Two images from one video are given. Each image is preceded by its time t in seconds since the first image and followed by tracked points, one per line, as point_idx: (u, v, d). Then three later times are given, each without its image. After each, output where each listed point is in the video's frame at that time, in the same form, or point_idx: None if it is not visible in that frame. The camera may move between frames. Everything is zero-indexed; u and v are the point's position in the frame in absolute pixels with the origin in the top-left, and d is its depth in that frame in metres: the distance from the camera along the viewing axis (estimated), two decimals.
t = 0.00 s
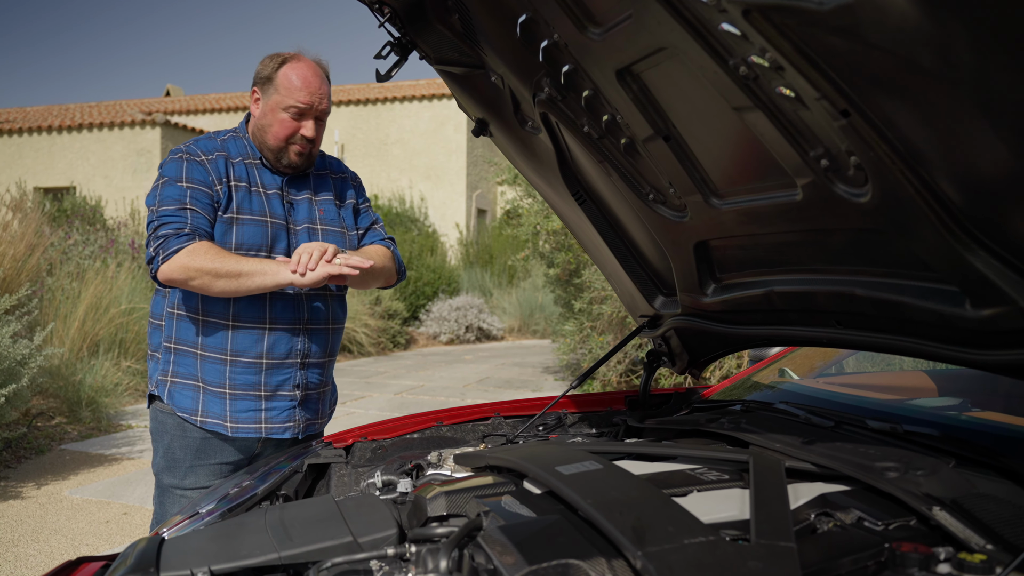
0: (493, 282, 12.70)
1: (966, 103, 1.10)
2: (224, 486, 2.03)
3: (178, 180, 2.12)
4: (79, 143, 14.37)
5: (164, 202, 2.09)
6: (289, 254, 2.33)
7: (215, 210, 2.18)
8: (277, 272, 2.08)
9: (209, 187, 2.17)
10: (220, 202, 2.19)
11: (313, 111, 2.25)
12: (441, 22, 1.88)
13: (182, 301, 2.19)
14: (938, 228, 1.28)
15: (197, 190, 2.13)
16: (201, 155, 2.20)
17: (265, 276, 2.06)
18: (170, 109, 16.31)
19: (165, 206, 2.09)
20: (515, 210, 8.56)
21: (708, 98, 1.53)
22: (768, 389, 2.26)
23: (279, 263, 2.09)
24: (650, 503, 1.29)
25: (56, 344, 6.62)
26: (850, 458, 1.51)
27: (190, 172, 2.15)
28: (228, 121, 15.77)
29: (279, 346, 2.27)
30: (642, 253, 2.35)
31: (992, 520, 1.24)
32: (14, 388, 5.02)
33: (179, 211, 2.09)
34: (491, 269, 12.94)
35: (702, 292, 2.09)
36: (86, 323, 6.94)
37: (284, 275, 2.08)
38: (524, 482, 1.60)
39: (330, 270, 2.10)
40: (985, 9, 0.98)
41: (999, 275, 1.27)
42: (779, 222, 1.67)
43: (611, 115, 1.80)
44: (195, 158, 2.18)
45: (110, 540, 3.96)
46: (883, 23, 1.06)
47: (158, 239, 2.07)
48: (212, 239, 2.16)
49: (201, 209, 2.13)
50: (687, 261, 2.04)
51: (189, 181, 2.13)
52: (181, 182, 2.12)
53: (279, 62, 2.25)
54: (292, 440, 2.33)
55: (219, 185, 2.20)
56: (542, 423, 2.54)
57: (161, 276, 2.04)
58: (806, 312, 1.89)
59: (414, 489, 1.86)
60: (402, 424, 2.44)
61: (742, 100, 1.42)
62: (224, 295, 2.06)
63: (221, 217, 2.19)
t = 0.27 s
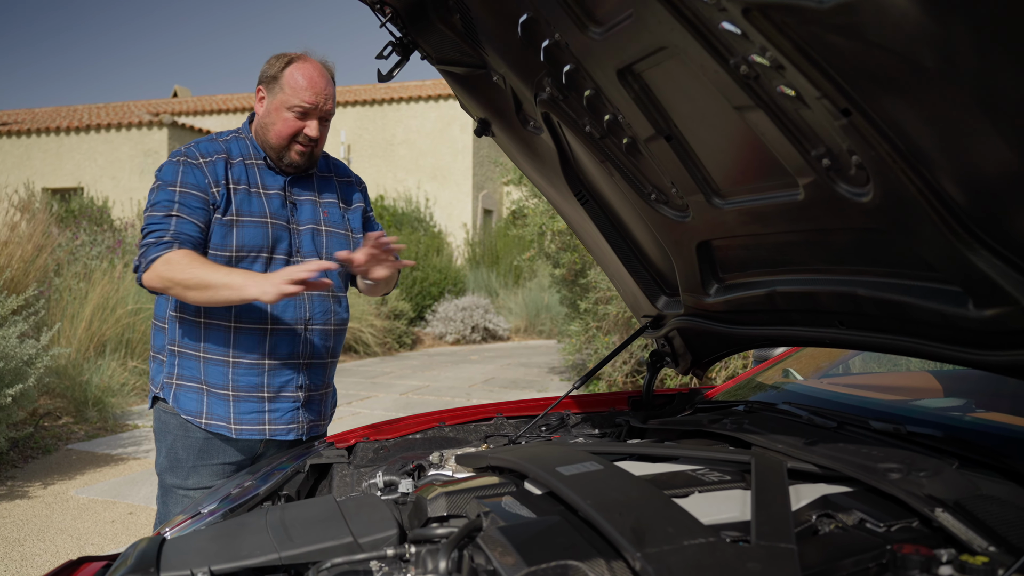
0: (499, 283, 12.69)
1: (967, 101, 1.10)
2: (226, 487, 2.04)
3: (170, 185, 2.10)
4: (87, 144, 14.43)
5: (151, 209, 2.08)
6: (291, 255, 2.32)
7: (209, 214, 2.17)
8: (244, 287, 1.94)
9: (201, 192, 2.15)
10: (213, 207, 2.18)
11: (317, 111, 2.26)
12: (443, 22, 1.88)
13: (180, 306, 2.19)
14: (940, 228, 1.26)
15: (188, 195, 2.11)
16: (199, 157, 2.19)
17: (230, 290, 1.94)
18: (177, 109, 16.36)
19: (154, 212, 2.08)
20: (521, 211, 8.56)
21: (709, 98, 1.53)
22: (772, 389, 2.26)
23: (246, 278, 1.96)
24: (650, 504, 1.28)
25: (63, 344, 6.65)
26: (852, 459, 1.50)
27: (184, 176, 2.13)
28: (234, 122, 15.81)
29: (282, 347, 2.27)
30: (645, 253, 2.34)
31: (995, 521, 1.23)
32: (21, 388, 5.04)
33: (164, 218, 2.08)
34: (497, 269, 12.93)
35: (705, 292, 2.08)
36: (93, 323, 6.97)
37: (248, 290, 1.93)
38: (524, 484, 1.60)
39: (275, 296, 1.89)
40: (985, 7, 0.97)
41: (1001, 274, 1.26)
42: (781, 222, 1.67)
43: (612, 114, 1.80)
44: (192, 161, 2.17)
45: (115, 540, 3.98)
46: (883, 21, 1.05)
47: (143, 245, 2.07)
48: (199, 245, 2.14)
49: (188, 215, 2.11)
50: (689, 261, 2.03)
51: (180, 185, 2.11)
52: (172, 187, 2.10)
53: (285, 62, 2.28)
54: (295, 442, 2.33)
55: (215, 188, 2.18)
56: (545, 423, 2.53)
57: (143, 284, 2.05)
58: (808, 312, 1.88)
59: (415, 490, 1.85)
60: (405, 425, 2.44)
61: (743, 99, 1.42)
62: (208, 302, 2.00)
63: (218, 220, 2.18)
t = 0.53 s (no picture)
0: (506, 282, 12.68)
1: (968, 95, 1.08)
2: (227, 485, 2.03)
3: (153, 183, 2.13)
4: (95, 144, 14.49)
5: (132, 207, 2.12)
6: (294, 254, 2.30)
7: (188, 213, 2.15)
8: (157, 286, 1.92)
9: (181, 192, 2.14)
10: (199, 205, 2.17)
11: (323, 110, 2.26)
12: (443, 19, 1.88)
13: (179, 305, 2.19)
14: (942, 224, 1.25)
15: (166, 194, 2.12)
16: (193, 156, 2.20)
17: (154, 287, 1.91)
18: (185, 110, 16.41)
19: (135, 208, 2.12)
20: (527, 210, 8.55)
21: (709, 93, 1.51)
22: (775, 389, 2.24)
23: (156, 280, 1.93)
24: (648, 503, 1.27)
25: (71, 343, 6.68)
26: (854, 458, 1.48)
27: (170, 175, 2.14)
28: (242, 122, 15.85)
29: (284, 346, 2.27)
30: (648, 251, 2.32)
31: (998, 521, 1.22)
32: (27, 387, 5.06)
33: (140, 216, 2.11)
34: (504, 268, 12.92)
35: (707, 290, 2.07)
36: (99, 323, 6.99)
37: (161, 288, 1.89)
38: (524, 482, 1.59)
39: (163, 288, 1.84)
40: None
41: (1004, 271, 1.24)
42: (782, 219, 1.65)
43: (613, 111, 1.79)
44: (184, 159, 2.18)
45: (120, 539, 3.99)
46: (881, 13, 1.04)
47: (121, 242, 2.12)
48: (173, 245, 2.14)
49: (161, 214, 2.11)
50: (691, 258, 2.02)
51: (163, 183, 2.13)
52: (154, 185, 2.12)
53: (288, 61, 2.26)
54: (298, 441, 2.33)
55: (205, 187, 2.18)
56: (547, 422, 2.52)
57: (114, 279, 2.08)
58: (811, 311, 1.86)
59: (414, 488, 1.85)
60: (406, 423, 2.43)
61: (743, 95, 1.40)
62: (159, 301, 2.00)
63: (214, 219, 2.19)
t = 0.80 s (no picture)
0: (512, 282, 12.67)
1: (966, 92, 1.07)
2: (227, 485, 2.03)
3: (154, 183, 2.13)
4: (103, 145, 14.56)
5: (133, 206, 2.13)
6: (294, 253, 2.30)
7: (189, 212, 2.15)
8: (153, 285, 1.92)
9: (181, 191, 2.14)
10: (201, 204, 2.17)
11: (312, 107, 2.24)
12: (442, 18, 1.87)
13: (182, 304, 2.19)
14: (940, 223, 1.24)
15: (166, 194, 2.12)
16: (194, 155, 2.20)
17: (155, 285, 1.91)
18: (193, 110, 16.47)
19: (136, 208, 2.13)
20: (534, 210, 8.54)
21: (707, 92, 1.50)
22: (776, 389, 2.23)
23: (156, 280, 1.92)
24: (644, 503, 1.27)
25: (77, 343, 6.70)
26: (853, 459, 1.47)
27: (171, 175, 2.15)
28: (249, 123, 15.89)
29: (285, 346, 2.27)
30: (649, 251, 2.31)
31: (997, 523, 1.20)
32: (33, 386, 5.07)
33: (140, 215, 2.11)
34: (511, 268, 12.92)
35: (707, 290, 2.06)
36: (106, 323, 7.02)
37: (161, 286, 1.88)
38: (522, 483, 1.58)
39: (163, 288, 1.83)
40: None
41: (1004, 270, 1.23)
42: (781, 218, 1.64)
43: (612, 110, 1.78)
44: (185, 159, 2.18)
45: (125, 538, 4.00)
46: (877, 10, 1.03)
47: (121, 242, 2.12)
48: (173, 244, 2.14)
49: (161, 213, 2.11)
50: (691, 258, 2.00)
51: (163, 183, 2.13)
52: (154, 185, 2.13)
53: (285, 57, 2.28)
54: (299, 440, 2.33)
55: (206, 186, 2.18)
56: (547, 422, 2.52)
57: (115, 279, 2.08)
58: (811, 311, 1.85)
59: (413, 488, 1.84)
60: (406, 423, 2.43)
61: (740, 93, 1.39)
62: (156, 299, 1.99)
63: (216, 219, 2.19)
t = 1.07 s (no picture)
0: (518, 282, 12.67)
1: (964, 88, 1.06)
2: (227, 483, 2.03)
3: (154, 182, 2.14)
4: (110, 145, 14.62)
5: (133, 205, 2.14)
6: (295, 251, 2.30)
7: (189, 211, 2.15)
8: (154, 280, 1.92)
9: (181, 190, 2.15)
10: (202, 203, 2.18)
11: (313, 106, 2.25)
12: (442, 17, 1.87)
13: (183, 303, 2.19)
14: (940, 220, 1.23)
15: (166, 193, 2.13)
16: (195, 154, 2.20)
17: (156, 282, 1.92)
18: (199, 111, 16.52)
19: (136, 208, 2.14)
20: (539, 210, 8.54)
21: (707, 89, 1.50)
22: (778, 389, 2.22)
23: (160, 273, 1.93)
24: (642, 502, 1.26)
25: (83, 342, 6.73)
26: (854, 458, 1.46)
27: (171, 174, 2.15)
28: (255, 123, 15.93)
29: (286, 344, 2.27)
30: (651, 250, 2.31)
31: (997, 523, 1.20)
32: (39, 385, 5.09)
33: (141, 214, 2.12)
34: (516, 268, 12.92)
35: (708, 289, 2.05)
36: (113, 322, 7.04)
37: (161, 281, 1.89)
38: (521, 482, 1.58)
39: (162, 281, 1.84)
40: None
41: (1004, 268, 1.22)
42: (782, 217, 1.63)
43: (612, 108, 1.77)
44: (186, 158, 2.19)
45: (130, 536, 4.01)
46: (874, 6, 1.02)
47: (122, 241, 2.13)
48: (172, 243, 2.14)
49: (162, 212, 2.12)
50: (692, 256, 2.00)
51: (164, 183, 2.13)
52: (155, 184, 2.13)
53: (285, 57, 2.28)
54: (300, 439, 2.33)
55: (207, 185, 2.19)
56: (549, 421, 2.51)
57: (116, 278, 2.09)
58: (812, 310, 1.84)
59: (413, 487, 1.84)
60: (408, 422, 2.43)
61: (740, 91, 1.39)
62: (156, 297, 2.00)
63: (216, 217, 2.19)
